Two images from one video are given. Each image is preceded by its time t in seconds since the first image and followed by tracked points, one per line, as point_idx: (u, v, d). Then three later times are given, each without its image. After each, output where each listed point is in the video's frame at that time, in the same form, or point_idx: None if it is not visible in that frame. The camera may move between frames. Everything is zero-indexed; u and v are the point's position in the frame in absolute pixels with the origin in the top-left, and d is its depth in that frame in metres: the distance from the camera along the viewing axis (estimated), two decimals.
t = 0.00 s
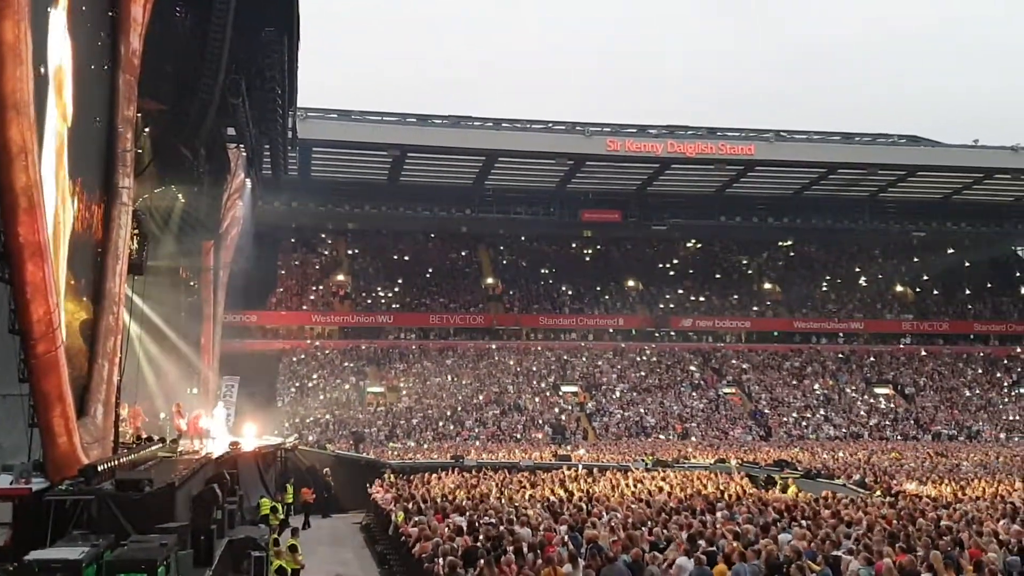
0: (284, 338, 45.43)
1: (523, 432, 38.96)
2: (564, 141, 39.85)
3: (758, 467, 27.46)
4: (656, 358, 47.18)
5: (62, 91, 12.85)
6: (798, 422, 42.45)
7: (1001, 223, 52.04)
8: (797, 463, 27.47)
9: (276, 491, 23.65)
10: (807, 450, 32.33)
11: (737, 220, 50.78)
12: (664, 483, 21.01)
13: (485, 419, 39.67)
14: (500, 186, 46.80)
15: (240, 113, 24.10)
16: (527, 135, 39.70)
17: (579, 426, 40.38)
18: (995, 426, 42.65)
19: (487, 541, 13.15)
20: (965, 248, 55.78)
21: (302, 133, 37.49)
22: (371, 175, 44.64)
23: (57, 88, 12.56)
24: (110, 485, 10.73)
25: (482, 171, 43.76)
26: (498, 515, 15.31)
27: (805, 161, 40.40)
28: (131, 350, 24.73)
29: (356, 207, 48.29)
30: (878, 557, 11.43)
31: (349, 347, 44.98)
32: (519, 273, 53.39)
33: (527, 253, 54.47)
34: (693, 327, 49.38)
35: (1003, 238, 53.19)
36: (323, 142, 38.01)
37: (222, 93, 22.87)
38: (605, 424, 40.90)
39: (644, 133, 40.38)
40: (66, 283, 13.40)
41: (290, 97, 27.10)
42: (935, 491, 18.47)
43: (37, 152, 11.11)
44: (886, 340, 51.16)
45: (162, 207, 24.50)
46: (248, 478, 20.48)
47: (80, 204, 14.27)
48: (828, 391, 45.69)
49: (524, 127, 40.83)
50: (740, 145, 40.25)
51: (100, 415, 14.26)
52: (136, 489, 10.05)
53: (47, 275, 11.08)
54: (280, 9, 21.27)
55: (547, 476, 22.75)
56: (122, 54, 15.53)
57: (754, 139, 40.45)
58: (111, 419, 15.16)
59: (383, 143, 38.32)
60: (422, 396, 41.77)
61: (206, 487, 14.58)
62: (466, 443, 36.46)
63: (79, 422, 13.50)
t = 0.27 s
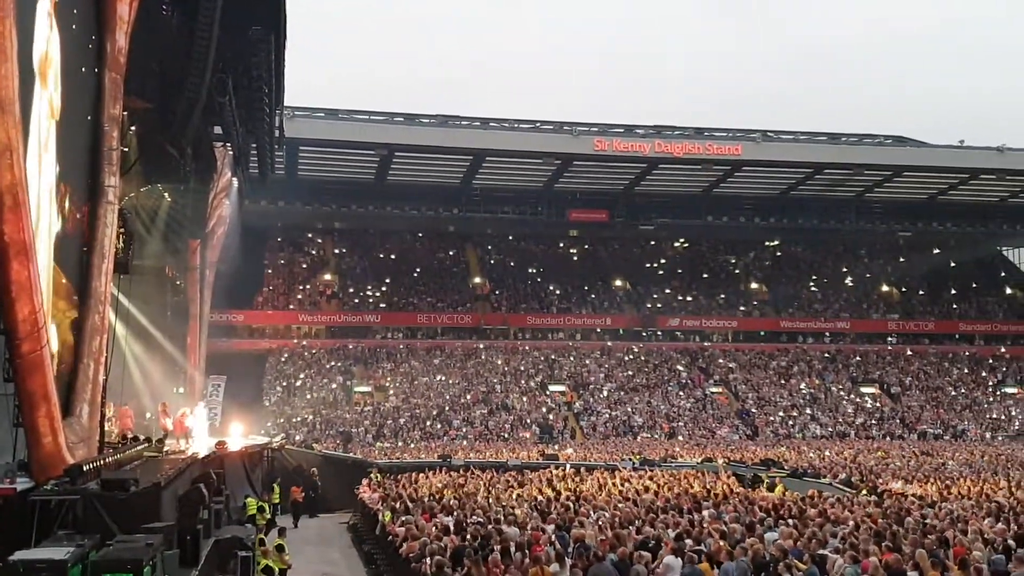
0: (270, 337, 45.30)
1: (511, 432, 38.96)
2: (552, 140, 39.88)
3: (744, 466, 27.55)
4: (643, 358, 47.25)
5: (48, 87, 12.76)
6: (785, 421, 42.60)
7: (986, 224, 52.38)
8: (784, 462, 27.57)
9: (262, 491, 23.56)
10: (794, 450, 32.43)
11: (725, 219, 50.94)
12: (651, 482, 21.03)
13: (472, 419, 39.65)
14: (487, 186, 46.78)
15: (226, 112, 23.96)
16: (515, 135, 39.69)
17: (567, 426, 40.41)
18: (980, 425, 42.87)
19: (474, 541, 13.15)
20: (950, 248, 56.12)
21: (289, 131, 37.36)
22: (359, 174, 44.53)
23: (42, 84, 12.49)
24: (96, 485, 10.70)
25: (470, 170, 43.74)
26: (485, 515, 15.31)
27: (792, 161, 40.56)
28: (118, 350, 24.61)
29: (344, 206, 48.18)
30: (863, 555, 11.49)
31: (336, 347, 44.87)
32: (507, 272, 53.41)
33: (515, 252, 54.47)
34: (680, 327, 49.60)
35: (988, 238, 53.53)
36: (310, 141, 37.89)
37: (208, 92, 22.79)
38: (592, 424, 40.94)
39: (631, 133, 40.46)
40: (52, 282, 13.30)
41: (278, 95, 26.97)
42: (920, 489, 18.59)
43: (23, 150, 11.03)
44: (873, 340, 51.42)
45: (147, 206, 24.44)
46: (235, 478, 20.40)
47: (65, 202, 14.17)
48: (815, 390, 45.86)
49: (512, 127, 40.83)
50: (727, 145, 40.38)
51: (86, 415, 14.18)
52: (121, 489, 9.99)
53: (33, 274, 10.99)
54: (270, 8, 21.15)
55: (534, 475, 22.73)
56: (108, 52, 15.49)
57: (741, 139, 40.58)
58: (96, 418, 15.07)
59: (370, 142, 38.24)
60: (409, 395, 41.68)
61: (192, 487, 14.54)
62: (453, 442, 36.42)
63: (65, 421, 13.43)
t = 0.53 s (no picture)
0: (264, 334, 45.25)
1: (504, 430, 38.98)
2: (547, 138, 39.88)
3: (738, 464, 27.60)
4: (637, 356, 47.28)
5: (43, 84, 12.69)
6: (778, 420, 42.69)
7: (979, 223, 52.51)
8: (777, 461, 27.66)
9: (256, 489, 23.55)
10: (788, 448, 32.48)
11: (719, 218, 51.01)
12: (644, 480, 21.06)
13: (466, 417, 39.65)
14: (481, 184, 46.76)
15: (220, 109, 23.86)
16: (510, 133, 39.66)
17: (560, 424, 40.43)
18: (973, 424, 42.97)
19: (468, 539, 13.16)
20: (944, 247, 56.25)
21: (282, 129, 37.27)
22: (353, 172, 44.46)
23: (38, 81, 12.41)
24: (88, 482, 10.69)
25: (464, 168, 43.71)
26: (479, 513, 15.31)
27: (786, 160, 40.61)
28: (111, 348, 24.52)
29: (338, 204, 48.12)
30: (856, 553, 11.54)
31: (330, 345, 44.82)
32: (501, 270, 53.42)
33: (509, 250, 54.47)
34: (674, 325, 49.70)
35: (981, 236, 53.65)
36: (304, 139, 37.80)
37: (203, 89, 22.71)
38: (586, 422, 40.97)
39: (626, 132, 40.46)
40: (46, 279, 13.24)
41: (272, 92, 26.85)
42: (913, 488, 18.63)
43: (17, 147, 10.97)
44: (866, 339, 51.57)
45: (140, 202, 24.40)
46: (229, 477, 20.38)
47: (59, 199, 14.11)
48: (808, 389, 45.94)
49: (507, 124, 40.81)
50: (721, 144, 40.43)
51: (79, 412, 14.16)
52: (114, 486, 9.98)
53: (26, 271, 10.92)
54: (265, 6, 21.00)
55: (527, 473, 22.74)
56: (102, 49, 15.44)
57: (735, 138, 40.61)
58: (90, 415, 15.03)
59: (365, 140, 38.17)
60: (403, 393, 41.63)
61: (184, 484, 14.51)
62: (447, 440, 36.42)
63: (58, 418, 13.40)
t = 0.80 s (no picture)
0: (252, 330, 45.14)
1: (494, 426, 39.02)
2: (536, 134, 39.88)
3: (726, 460, 27.71)
4: (627, 352, 47.34)
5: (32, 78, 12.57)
6: (766, 416, 42.85)
7: (966, 220, 52.79)
8: (765, 456, 27.80)
9: (244, 485, 23.53)
10: (776, 444, 32.62)
11: (708, 215, 51.11)
12: (633, 476, 21.10)
13: (455, 413, 39.67)
14: (471, 180, 46.69)
15: (209, 105, 23.71)
16: (500, 129, 39.59)
17: (550, 420, 40.50)
18: (960, 420, 43.20)
19: (458, 535, 13.18)
20: (931, 244, 56.56)
21: (271, 124, 37.13)
22: (342, 168, 44.30)
23: (27, 76, 12.30)
24: (76, 477, 10.66)
25: (454, 164, 43.62)
26: (468, 509, 15.33)
27: (775, 157, 40.72)
28: (99, 344, 24.45)
29: (327, 199, 47.99)
30: (846, 549, 11.64)
31: (318, 340, 44.74)
32: (491, 266, 53.41)
33: (498, 246, 54.48)
34: (663, 321, 49.87)
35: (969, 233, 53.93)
36: (293, 135, 37.67)
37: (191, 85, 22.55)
38: (575, 418, 41.03)
39: (616, 128, 40.46)
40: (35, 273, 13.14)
41: (261, 87, 26.65)
42: (900, 483, 18.76)
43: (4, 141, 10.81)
44: (854, 335, 51.82)
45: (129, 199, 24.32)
46: (217, 473, 20.36)
47: (47, 194, 14.03)
48: (796, 385, 46.11)
49: (496, 121, 40.77)
50: (710, 141, 40.50)
51: (67, 407, 14.11)
52: (101, 482, 9.94)
53: (13, 266, 10.82)
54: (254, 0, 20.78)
55: (516, 469, 22.76)
56: (90, 43, 15.25)
57: (725, 135, 40.69)
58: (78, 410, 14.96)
59: (354, 136, 38.08)
60: (392, 389, 41.59)
61: (173, 480, 14.49)
62: (436, 436, 36.44)
63: (46, 414, 13.35)
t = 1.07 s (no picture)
0: (241, 325, 45.07)
1: (483, 421, 39.04)
2: (526, 129, 39.85)
3: (715, 454, 27.79)
4: (616, 347, 47.40)
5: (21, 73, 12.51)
6: (755, 410, 43.00)
7: (954, 215, 53.03)
8: (754, 451, 27.91)
9: (233, 481, 23.53)
10: (764, 439, 32.72)
11: (697, 210, 51.17)
12: (623, 470, 21.13)
13: (444, 408, 39.65)
14: (460, 175, 46.61)
15: (197, 99, 23.55)
16: (489, 124, 39.52)
17: (539, 415, 40.52)
18: (947, 414, 43.39)
19: (447, 529, 13.16)
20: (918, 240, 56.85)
21: (260, 118, 36.99)
22: (331, 162, 44.15)
23: (16, 70, 12.23)
24: (64, 473, 10.64)
25: (444, 159, 43.54)
26: (458, 503, 15.30)
27: (763, 152, 40.81)
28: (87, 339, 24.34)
29: (316, 194, 47.87)
30: (832, 542, 11.73)
31: (307, 335, 44.63)
32: (480, 261, 53.39)
33: (487, 241, 54.45)
34: (652, 316, 49.99)
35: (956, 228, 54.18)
36: (282, 129, 37.52)
37: (179, 79, 22.38)
38: (565, 412, 41.07)
39: (605, 123, 40.45)
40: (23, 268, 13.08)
41: (249, 81, 26.46)
42: (888, 477, 18.84)
43: None
44: (842, 330, 52.03)
45: (117, 195, 24.26)
46: (206, 469, 20.34)
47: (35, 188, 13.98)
48: (785, 380, 46.26)
49: (486, 115, 40.72)
50: (699, 136, 40.56)
51: (55, 402, 14.07)
52: (90, 477, 9.94)
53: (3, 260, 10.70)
54: None
55: (506, 464, 22.78)
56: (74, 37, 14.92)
57: (714, 130, 40.75)
58: (65, 405, 14.92)
59: (343, 130, 37.98)
60: (381, 384, 41.52)
61: (161, 475, 14.48)
62: (425, 431, 36.43)
63: (33, 409, 13.32)
